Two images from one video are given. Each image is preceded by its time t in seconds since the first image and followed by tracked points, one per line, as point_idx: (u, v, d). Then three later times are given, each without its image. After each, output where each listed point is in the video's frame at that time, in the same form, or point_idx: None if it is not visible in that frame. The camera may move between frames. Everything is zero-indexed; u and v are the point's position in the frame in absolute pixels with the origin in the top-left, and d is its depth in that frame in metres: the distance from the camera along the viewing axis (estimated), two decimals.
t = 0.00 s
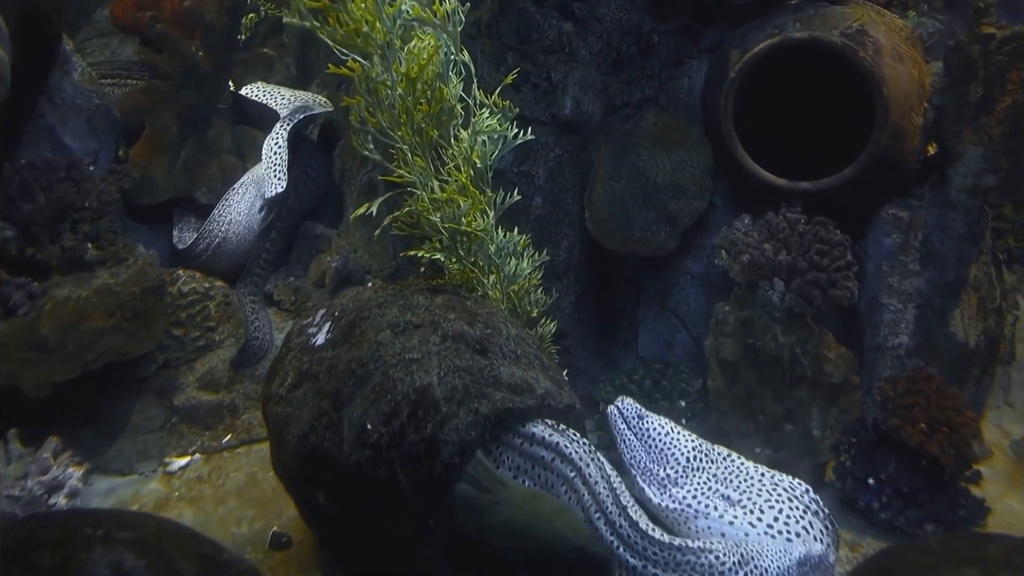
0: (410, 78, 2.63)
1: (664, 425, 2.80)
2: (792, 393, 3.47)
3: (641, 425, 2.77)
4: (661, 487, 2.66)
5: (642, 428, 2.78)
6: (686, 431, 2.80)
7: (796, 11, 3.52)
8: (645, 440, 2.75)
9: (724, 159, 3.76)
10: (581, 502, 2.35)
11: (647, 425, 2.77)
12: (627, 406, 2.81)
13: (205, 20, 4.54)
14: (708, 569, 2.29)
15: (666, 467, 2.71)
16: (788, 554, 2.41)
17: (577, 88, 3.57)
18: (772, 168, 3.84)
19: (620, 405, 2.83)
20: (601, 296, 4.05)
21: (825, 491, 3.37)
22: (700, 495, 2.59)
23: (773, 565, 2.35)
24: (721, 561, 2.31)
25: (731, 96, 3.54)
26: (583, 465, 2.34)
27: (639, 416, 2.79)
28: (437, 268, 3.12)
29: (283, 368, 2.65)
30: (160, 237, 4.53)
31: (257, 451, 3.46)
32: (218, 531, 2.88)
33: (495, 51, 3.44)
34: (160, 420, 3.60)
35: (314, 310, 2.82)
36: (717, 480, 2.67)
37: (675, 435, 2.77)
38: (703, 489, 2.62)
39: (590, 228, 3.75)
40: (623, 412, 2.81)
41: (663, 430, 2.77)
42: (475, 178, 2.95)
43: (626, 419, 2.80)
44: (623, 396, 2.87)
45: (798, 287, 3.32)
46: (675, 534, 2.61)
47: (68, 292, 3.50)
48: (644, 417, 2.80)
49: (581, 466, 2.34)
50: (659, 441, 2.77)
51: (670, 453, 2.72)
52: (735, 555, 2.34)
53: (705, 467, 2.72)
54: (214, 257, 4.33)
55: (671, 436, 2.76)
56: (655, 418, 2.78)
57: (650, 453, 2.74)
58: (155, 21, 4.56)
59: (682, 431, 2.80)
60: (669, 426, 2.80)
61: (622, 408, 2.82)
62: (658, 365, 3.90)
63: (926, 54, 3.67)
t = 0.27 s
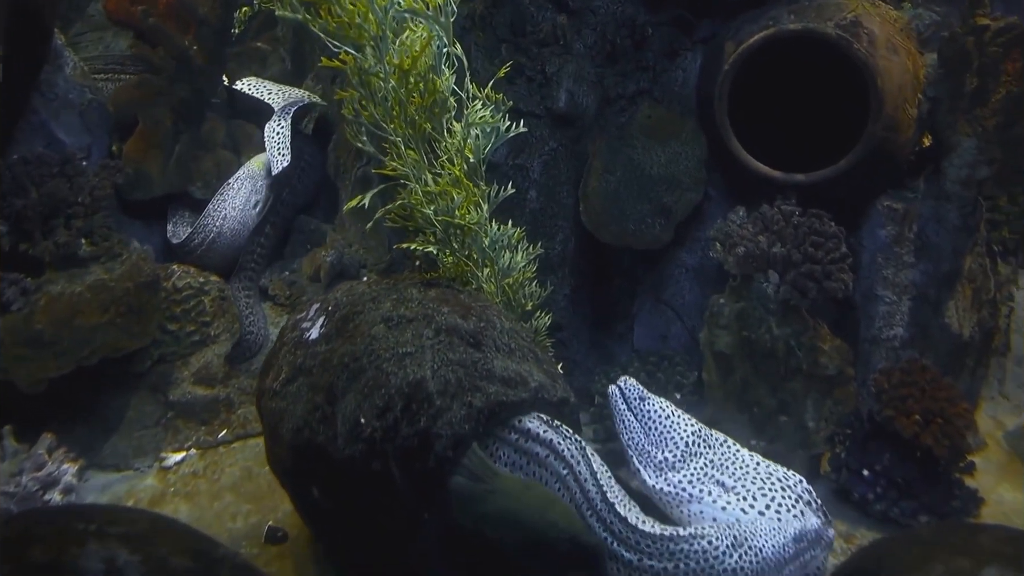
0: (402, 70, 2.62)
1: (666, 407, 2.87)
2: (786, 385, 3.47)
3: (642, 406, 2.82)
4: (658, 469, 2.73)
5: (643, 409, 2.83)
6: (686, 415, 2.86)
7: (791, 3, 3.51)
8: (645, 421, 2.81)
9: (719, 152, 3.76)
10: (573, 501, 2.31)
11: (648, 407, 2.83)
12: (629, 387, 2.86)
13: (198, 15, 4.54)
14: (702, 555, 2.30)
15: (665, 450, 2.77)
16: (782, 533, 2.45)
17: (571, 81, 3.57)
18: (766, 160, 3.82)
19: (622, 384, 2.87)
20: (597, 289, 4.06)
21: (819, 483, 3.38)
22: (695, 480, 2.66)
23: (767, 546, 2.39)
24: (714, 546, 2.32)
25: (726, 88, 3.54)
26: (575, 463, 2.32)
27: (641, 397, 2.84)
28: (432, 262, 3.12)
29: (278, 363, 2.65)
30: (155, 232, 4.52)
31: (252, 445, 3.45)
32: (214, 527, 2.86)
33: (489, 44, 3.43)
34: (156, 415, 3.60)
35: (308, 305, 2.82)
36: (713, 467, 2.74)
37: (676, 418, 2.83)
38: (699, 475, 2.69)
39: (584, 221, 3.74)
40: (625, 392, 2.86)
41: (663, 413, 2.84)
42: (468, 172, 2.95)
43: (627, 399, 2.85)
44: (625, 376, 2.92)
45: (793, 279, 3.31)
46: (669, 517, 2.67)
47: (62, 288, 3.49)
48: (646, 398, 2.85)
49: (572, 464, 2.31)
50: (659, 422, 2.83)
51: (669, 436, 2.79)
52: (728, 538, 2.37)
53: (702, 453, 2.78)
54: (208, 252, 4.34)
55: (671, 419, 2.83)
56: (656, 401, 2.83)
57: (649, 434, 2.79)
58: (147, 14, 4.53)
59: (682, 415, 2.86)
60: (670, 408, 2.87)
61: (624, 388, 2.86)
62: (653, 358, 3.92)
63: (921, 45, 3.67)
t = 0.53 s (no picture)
0: (396, 60, 2.60)
1: (662, 386, 2.83)
2: (779, 377, 3.48)
3: (638, 384, 2.79)
4: (651, 449, 2.72)
5: (639, 388, 2.80)
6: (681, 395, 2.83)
7: None
8: (641, 401, 2.78)
9: (714, 143, 3.76)
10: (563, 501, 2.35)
11: (644, 385, 2.80)
12: (626, 364, 2.82)
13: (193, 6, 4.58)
14: (697, 540, 2.32)
15: (659, 431, 2.75)
16: (774, 507, 2.49)
17: (566, 73, 3.56)
18: (760, 153, 3.81)
19: (619, 362, 2.83)
20: (592, 282, 4.06)
21: (812, 475, 3.39)
22: (687, 462, 2.66)
23: (761, 521, 2.43)
24: (708, 529, 2.35)
25: (720, 81, 3.53)
26: (563, 461, 2.34)
27: (637, 375, 2.81)
28: (425, 254, 3.11)
29: (270, 355, 2.64)
30: (149, 225, 4.50)
31: (247, 438, 3.44)
32: (207, 518, 2.87)
33: (484, 35, 3.43)
34: (150, 407, 3.60)
35: (301, 297, 2.81)
36: (705, 449, 2.73)
37: (671, 398, 2.81)
38: (691, 457, 2.68)
39: (579, 214, 3.75)
40: (621, 370, 2.82)
41: (660, 392, 2.80)
42: (462, 164, 2.95)
43: (624, 377, 2.81)
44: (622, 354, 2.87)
45: (787, 271, 3.31)
46: (661, 497, 2.69)
47: (55, 280, 3.48)
48: (642, 377, 2.82)
49: (561, 463, 2.34)
50: (656, 401, 2.80)
51: (664, 414, 2.76)
52: (722, 519, 2.39)
53: (695, 434, 2.76)
54: (202, 244, 4.34)
55: (666, 399, 2.80)
56: (652, 380, 2.79)
57: (645, 413, 2.77)
58: (140, 5, 4.51)
59: (677, 395, 2.83)
60: (666, 387, 2.83)
61: (621, 366, 2.82)
62: (648, 351, 3.92)
63: (916, 38, 3.67)
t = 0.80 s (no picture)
0: (389, 52, 2.58)
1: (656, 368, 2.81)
2: (774, 371, 3.47)
3: (632, 367, 2.76)
4: (643, 433, 2.68)
5: (633, 371, 2.77)
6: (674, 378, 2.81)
7: None
8: (634, 384, 2.75)
9: (709, 138, 3.73)
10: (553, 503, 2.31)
11: (637, 368, 2.77)
12: (619, 347, 2.80)
13: None
14: (696, 525, 2.26)
15: (652, 414, 2.71)
16: (771, 485, 2.47)
17: (561, 65, 3.56)
18: (755, 145, 3.80)
19: (612, 345, 2.81)
20: (587, 275, 4.05)
21: (806, 468, 3.40)
22: (678, 447, 2.64)
23: (758, 501, 2.40)
24: (707, 513, 2.28)
25: (716, 73, 3.51)
26: (554, 461, 2.30)
27: (630, 358, 2.79)
28: (420, 248, 3.10)
29: (264, 348, 2.64)
30: (144, 218, 4.49)
31: (241, 432, 3.43)
32: (201, 513, 2.87)
33: (479, 28, 3.41)
34: (144, 401, 3.60)
35: (294, 291, 2.80)
36: (696, 434, 2.70)
37: (665, 380, 2.78)
38: (682, 442, 2.66)
39: (574, 208, 3.75)
40: (615, 353, 2.80)
41: (654, 375, 2.78)
42: (456, 157, 2.94)
43: (617, 360, 2.79)
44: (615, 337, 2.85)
45: (782, 265, 3.31)
46: (653, 482, 2.67)
47: (48, 274, 3.50)
48: (636, 359, 2.80)
49: (552, 463, 2.30)
50: (650, 383, 2.77)
51: (658, 397, 2.73)
52: (720, 501, 2.34)
53: (688, 418, 2.74)
54: (196, 238, 4.33)
55: (660, 381, 2.77)
56: (644, 363, 2.77)
57: (638, 396, 2.74)
58: None
59: (671, 378, 2.81)
60: (660, 370, 2.81)
61: (613, 349, 2.80)
62: (643, 344, 3.92)
63: (913, 31, 3.65)
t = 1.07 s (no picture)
0: (381, 40, 2.56)
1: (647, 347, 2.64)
2: (769, 362, 3.47)
3: (623, 348, 2.60)
4: (634, 414, 2.57)
5: (623, 351, 2.62)
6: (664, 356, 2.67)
7: None
8: (625, 364, 2.59)
9: (705, 128, 3.69)
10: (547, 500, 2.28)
11: (628, 348, 2.61)
12: (609, 328, 2.63)
13: None
14: (699, 502, 2.22)
15: (645, 394, 2.57)
16: (776, 461, 2.40)
17: (556, 54, 3.55)
18: (749, 135, 3.79)
19: (601, 326, 2.64)
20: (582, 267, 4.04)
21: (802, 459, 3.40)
22: (670, 427, 2.54)
23: (763, 476, 2.34)
24: (709, 488, 2.24)
25: (711, 63, 3.49)
26: (545, 458, 2.28)
27: (620, 339, 2.62)
28: (414, 239, 3.08)
29: (257, 340, 2.62)
30: (138, 210, 4.46)
31: (236, 424, 3.42)
32: (195, 505, 2.87)
33: (474, 17, 3.42)
34: (138, 393, 3.59)
35: (287, 282, 2.78)
36: (687, 413, 2.60)
37: (656, 359, 2.63)
38: (674, 422, 2.56)
39: (570, 199, 3.73)
40: (604, 334, 2.63)
41: (644, 354, 2.62)
42: (449, 147, 2.92)
43: (607, 340, 2.63)
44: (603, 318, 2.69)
45: (777, 256, 3.29)
46: (642, 461, 2.59)
47: (40, 265, 3.48)
48: (626, 339, 2.64)
49: (542, 459, 2.28)
50: (640, 363, 2.61)
51: (650, 377, 2.59)
52: (723, 476, 2.29)
53: (678, 398, 2.63)
54: (190, 230, 4.31)
55: (651, 360, 2.62)
56: (634, 342, 2.61)
57: (629, 376, 2.59)
58: None
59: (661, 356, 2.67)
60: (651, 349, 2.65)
61: (603, 330, 2.64)
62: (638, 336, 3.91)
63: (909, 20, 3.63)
